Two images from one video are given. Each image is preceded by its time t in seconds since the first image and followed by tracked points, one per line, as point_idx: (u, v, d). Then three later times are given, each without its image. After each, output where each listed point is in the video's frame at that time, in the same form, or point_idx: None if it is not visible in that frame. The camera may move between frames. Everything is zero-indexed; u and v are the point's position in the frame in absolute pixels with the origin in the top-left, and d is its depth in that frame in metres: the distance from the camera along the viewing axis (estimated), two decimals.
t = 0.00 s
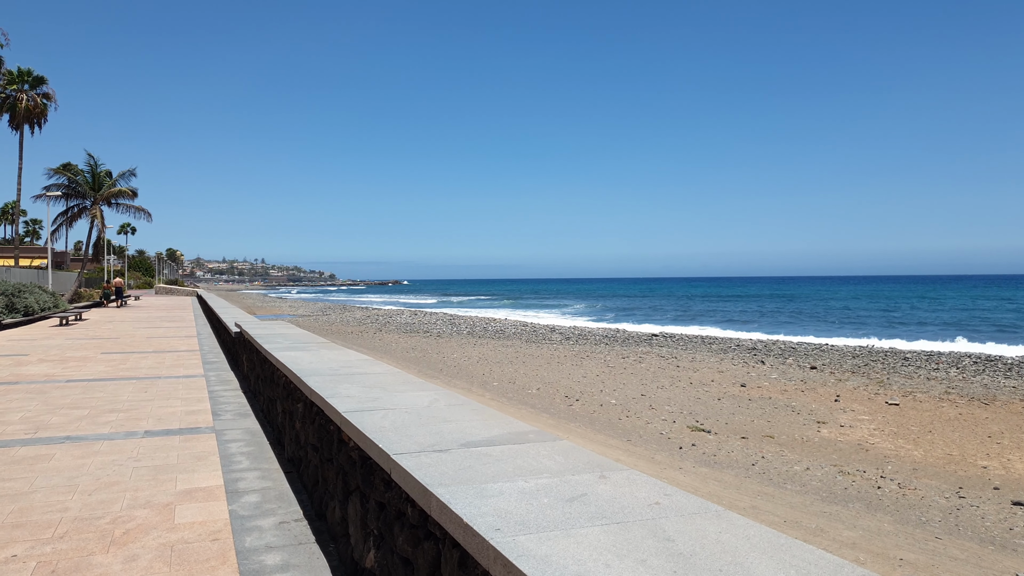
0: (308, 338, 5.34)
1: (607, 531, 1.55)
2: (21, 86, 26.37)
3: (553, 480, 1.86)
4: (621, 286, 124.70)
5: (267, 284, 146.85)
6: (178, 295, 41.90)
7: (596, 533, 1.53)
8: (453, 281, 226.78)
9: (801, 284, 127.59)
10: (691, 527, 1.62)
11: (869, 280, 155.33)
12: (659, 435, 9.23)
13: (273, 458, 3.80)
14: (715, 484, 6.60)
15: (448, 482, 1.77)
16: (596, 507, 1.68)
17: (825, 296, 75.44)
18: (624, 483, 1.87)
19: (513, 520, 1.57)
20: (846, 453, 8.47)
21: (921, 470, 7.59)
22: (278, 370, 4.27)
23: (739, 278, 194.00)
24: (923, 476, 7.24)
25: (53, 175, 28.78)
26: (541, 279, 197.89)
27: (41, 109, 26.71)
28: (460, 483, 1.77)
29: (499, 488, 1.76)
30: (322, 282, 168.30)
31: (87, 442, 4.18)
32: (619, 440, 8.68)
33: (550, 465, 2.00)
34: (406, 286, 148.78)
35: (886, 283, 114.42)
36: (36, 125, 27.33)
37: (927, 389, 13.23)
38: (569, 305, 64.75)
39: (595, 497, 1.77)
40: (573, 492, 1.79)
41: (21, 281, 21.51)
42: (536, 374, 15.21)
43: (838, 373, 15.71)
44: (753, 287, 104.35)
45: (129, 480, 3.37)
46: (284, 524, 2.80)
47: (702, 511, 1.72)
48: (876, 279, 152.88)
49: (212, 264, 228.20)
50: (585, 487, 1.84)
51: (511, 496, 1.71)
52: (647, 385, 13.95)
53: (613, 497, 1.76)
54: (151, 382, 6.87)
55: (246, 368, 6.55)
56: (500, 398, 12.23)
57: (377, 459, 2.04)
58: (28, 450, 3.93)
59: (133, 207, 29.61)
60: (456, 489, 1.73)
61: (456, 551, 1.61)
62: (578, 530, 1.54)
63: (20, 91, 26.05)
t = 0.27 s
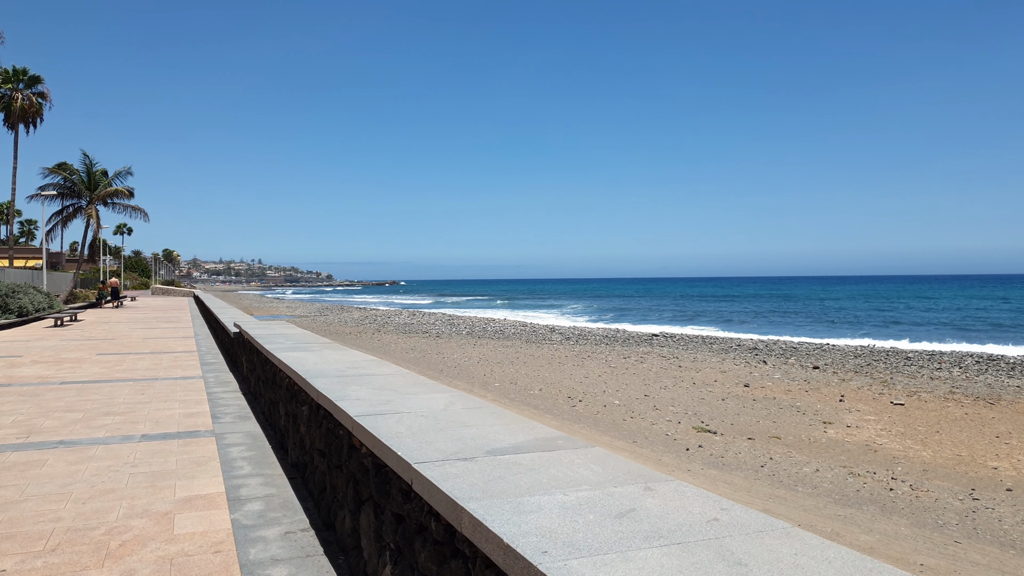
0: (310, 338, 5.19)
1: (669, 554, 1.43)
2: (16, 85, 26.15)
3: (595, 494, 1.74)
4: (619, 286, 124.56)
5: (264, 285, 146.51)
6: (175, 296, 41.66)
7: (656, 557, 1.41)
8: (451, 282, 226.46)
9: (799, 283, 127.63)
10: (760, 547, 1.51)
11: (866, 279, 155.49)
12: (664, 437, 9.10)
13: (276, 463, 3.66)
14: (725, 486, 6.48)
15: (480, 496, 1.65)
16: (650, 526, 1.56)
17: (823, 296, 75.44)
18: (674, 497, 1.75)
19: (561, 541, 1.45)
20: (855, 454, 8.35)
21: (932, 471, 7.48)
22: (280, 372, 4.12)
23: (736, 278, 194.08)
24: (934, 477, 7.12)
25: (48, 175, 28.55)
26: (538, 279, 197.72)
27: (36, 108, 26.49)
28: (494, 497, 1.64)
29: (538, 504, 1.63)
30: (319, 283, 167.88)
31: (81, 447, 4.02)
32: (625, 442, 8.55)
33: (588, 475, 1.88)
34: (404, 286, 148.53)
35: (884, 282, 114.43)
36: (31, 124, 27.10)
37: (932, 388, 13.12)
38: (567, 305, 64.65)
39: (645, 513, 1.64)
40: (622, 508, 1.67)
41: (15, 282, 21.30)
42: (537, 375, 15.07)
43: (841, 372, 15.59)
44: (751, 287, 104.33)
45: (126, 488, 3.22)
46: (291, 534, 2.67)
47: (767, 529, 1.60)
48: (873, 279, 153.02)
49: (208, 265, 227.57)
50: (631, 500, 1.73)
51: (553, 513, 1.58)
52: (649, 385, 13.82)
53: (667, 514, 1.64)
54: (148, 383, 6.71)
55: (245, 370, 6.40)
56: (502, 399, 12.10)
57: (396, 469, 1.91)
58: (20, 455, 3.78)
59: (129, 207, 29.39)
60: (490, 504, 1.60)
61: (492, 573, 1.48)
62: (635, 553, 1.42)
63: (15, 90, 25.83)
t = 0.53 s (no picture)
0: (314, 343, 5.05)
1: None
2: (11, 84, 25.93)
3: (653, 530, 1.61)
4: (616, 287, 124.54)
5: (260, 285, 146.16)
6: (171, 296, 41.42)
7: None
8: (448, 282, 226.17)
9: (796, 284, 127.81)
10: None
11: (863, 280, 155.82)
12: (670, 441, 8.99)
13: (281, 474, 3.52)
14: (735, 493, 6.36)
15: (523, 530, 1.52)
16: (721, 568, 1.44)
17: (820, 297, 75.53)
18: (739, 534, 1.63)
19: None
20: (863, 459, 8.24)
21: (943, 476, 7.36)
22: (284, 379, 3.98)
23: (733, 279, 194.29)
24: (946, 483, 7.01)
25: (44, 175, 28.33)
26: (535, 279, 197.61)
27: (32, 107, 26.27)
28: (538, 532, 1.52)
29: (590, 542, 1.50)
30: (316, 283, 167.53)
31: (78, 456, 3.88)
32: (630, 446, 8.44)
33: (637, 506, 1.75)
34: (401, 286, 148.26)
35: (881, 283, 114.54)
36: (26, 123, 26.88)
37: (937, 390, 13.03)
38: (565, 305, 64.58)
39: (713, 554, 1.52)
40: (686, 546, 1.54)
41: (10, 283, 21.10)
42: (539, 377, 14.95)
43: (844, 374, 15.51)
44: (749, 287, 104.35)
45: (125, 502, 3.08)
46: (299, 554, 2.53)
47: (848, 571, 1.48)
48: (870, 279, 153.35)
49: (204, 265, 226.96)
50: (693, 536, 1.61)
51: (609, 553, 1.46)
52: (651, 387, 13.71)
53: (738, 555, 1.51)
54: (146, 388, 6.56)
55: (246, 374, 6.27)
56: (504, 402, 11.98)
57: (423, 494, 1.78)
58: (14, 465, 3.64)
59: (125, 207, 29.19)
60: (539, 541, 1.48)
61: None
62: None
63: (10, 89, 25.60)
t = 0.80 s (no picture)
0: (315, 341, 4.91)
1: None
2: (6, 81, 25.71)
3: (710, 550, 1.49)
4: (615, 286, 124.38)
5: (257, 284, 145.81)
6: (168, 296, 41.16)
7: None
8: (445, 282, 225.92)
9: (794, 284, 127.89)
10: None
11: (860, 280, 155.95)
12: (674, 441, 8.87)
13: (281, 477, 3.38)
14: (743, 495, 6.23)
15: (559, 546, 1.39)
16: None
17: (819, 297, 75.50)
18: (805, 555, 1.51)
19: None
20: (870, 459, 8.12)
21: (952, 477, 7.24)
22: (284, 377, 3.84)
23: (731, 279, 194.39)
24: (956, 484, 6.89)
25: (39, 173, 28.09)
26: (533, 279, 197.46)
27: (27, 105, 26.04)
28: (576, 549, 1.39)
29: (639, 561, 1.38)
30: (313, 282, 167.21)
31: (69, 458, 3.73)
32: (634, 447, 8.31)
33: (683, 520, 1.63)
34: (399, 286, 148.01)
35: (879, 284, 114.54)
36: (21, 121, 26.64)
37: (941, 391, 12.92)
38: (563, 305, 64.45)
39: None
40: (747, 568, 1.42)
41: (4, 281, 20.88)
42: (539, 377, 14.81)
43: (846, 374, 15.40)
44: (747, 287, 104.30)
45: (117, 506, 2.93)
46: (301, 562, 2.40)
47: None
48: (867, 279, 153.52)
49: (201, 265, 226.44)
50: (750, 554, 1.50)
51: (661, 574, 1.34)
52: (653, 387, 13.58)
53: None
54: (141, 387, 6.40)
55: (243, 373, 6.13)
56: (504, 402, 11.84)
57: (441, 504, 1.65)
58: (2, 468, 3.49)
59: (121, 206, 28.97)
60: (578, 558, 1.35)
61: None
62: None
63: (5, 86, 25.39)
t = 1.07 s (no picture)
0: (314, 348, 4.74)
1: None
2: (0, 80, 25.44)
3: None
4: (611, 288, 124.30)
5: (253, 285, 145.62)
6: (163, 297, 40.85)
7: None
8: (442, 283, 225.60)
9: (791, 285, 128.15)
10: None
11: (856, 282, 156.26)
12: (678, 447, 8.72)
13: (278, 493, 3.21)
14: (751, 504, 6.08)
15: None
16: None
17: (816, 299, 75.52)
18: None
19: None
20: (878, 466, 7.97)
21: (963, 485, 7.10)
22: (281, 387, 3.66)
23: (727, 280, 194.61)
24: (968, 493, 6.74)
25: (33, 173, 27.82)
26: (530, 280, 197.32)
27: (21, 104, 25.78)
28: None
29: None
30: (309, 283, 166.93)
31: (54, 471, 3.55)
32: (638, 454, 8.15)
33: (739, 565, 1.49)
34: (395, 287, 147.66)
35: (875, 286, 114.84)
36: (15, 120, 26.37)
37: (944, 395, 12.80)
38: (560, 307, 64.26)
39: None
40: None
41: None
42: (538, 380, 14.65)
43: (848, 378, 15.28)
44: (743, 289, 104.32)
45: (103, 526, 2.76)
46: None
47: None
48: (863, 281, 153.85)
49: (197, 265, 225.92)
50: None
51: None
52: (654, 391, 13.43)
53: None
54: (133, 393, 6.20)
55: (239, 380, 5.95)
56: (504, 406, 11.66)
57: (465, 549, 1.51)
58: None
59: (116, 206, 28.72)
60: None
61: None
62: None
63: None
